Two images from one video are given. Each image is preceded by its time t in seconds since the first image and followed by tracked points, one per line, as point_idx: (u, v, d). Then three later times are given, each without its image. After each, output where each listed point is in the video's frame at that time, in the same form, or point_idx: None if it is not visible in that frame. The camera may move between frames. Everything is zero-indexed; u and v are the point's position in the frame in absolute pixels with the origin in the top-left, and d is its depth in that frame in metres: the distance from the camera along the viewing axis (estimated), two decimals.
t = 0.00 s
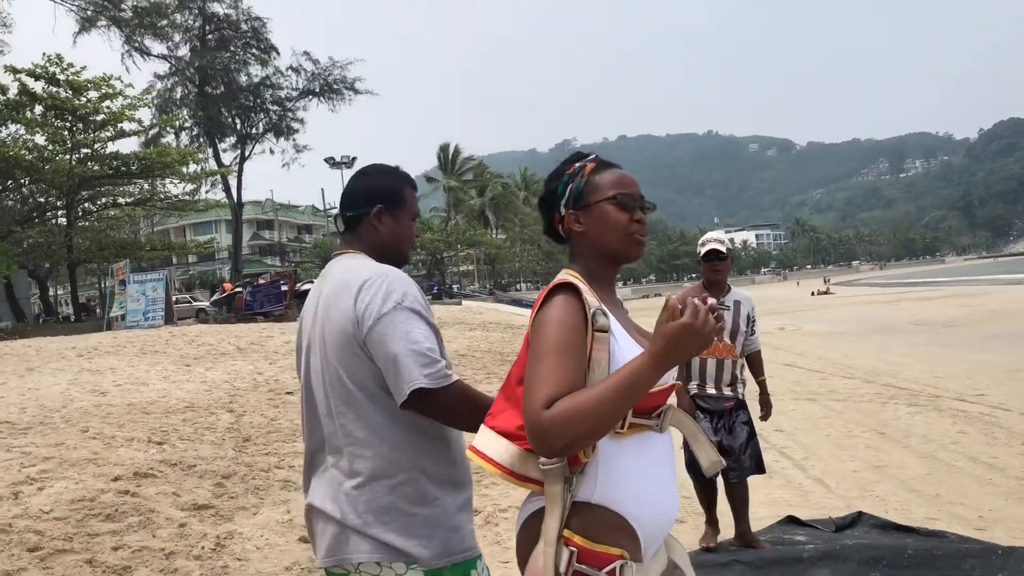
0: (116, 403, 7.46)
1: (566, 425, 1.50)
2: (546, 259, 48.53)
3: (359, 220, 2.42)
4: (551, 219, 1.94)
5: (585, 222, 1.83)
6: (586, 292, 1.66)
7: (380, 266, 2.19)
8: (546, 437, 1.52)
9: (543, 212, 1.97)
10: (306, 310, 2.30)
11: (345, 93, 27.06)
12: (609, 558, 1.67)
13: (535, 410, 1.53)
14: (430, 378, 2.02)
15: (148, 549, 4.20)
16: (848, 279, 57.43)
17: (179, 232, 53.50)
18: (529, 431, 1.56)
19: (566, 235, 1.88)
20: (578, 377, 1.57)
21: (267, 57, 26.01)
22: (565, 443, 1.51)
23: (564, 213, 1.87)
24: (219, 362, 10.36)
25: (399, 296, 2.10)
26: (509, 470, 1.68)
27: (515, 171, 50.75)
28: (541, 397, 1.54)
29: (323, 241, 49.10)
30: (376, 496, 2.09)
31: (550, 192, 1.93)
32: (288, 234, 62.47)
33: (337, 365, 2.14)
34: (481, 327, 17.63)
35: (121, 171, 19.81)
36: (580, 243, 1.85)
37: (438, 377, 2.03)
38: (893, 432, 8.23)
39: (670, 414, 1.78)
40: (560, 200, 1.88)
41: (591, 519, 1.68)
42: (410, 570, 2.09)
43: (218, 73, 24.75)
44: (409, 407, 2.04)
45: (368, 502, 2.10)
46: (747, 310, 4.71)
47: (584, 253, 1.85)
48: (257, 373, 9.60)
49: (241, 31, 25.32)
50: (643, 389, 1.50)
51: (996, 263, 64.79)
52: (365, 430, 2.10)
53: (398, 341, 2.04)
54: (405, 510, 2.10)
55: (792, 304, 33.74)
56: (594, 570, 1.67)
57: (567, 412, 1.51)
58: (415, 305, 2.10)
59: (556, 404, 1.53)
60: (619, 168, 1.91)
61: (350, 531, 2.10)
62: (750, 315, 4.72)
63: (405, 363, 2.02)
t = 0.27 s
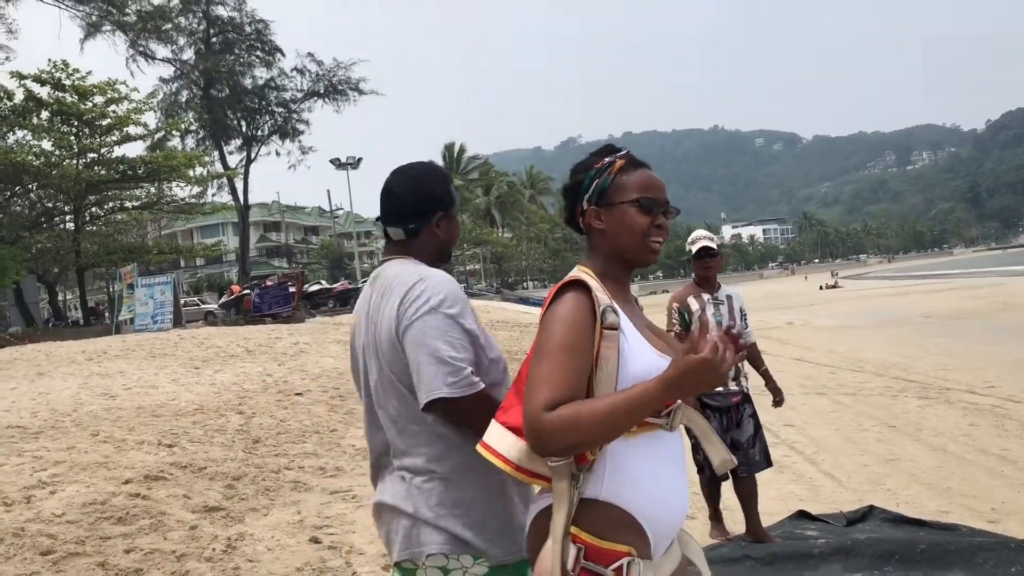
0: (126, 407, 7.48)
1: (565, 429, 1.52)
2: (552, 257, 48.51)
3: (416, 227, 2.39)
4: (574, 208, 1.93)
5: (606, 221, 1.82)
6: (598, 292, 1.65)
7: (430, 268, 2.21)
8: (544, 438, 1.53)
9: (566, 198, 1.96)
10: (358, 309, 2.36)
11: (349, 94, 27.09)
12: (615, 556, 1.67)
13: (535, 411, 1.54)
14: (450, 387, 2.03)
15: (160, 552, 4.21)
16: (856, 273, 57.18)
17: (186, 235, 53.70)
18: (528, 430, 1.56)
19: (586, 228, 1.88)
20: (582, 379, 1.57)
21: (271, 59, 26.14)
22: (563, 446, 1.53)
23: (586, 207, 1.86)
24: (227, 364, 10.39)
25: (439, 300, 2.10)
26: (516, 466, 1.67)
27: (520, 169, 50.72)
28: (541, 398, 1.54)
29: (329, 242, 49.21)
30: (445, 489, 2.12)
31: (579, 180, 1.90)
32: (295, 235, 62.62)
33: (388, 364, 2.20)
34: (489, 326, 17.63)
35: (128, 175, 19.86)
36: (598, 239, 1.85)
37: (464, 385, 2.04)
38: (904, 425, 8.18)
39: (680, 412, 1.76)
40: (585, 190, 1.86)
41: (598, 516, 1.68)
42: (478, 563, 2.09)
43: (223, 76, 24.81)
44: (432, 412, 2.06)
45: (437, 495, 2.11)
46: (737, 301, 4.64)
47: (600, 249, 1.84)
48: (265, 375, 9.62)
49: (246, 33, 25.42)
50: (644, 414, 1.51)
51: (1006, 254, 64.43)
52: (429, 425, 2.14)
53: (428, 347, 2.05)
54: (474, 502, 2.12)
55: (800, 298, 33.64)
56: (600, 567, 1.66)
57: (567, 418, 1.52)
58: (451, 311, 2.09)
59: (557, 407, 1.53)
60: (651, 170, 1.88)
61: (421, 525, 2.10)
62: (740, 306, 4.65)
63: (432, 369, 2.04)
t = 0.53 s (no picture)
0: (126, 409, 7.48)
1: (558, 422, 1.52)
2: (551, 254, 48.50)
3: (443, 222, 2.41)
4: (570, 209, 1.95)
5: (597, 220, 1.83)
6: (598, 288, 1.65)
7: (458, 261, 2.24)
8: (538, 431, 1.53)
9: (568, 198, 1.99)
10: (396, 306, 2.44)
11: (345, 92, 27.07)
12: (614, 551, 1.67)
13: (530, 403, 1.54)
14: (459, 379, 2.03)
15: (160, 553, 4.21)
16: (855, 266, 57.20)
17: (185, 236, 53.70)
18: (523, 421, 1.57)
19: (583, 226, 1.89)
20: (579, 371, 1.57)
21: (268, 58, 26.09)
22: (554, 439, 1.53)
23: (581, 207, 1.87)
24: (227, 364, 10.39)
25: (458, 292, 2.12)
26: (517, 459, 1.69)
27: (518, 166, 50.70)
28: (536, 391, 1.54)
29: (328, 242, 49.21)
30: (468, 486, 2.11)
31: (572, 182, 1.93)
32: (293, 235, 62.62)
33: (419, 361, 2.26)
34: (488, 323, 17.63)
35: (126, 176, 19.81)
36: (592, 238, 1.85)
37: (475, 376, 2.04)
38: (904, 418, 8.18)
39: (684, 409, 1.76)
40: (579, 190, 1.88)
41: (599, 510, 1.68)
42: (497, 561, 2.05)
43: (219, 76, 24.74)
44: (443, 402, 2.07)
45: (462, 490, 2.11)
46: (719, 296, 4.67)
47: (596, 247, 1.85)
48: (265, 375, 9.62)
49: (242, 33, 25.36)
50: (642, 414, 1.52)
51: (1005, 246, 64.44)
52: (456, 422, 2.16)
53: (439, 339, 2.07)
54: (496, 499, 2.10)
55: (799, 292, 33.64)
56: (598, 561, 1.66)
57: (561, 413, 1.51)
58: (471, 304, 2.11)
59: (554, 400, 1.53)
60: (645, 164, 1.87)
61: (445, 521, 2.10)
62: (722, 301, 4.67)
63: (444, 358, 2.05)
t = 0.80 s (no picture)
0: (96, 408, 7.37)
1: (529, 421, 1.51)
2: (528, 252, 48.56)
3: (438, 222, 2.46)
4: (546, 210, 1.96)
5: (570, 219, 1.84)
6: (571, 288, 1.65)
7: (440, 261, 2.27)
8: (508, 428, 1.53)
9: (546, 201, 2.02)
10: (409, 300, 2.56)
11: (321, 90, 26.93)
12: (584, 549, 1.67)
13: (501, 401, 1.53)
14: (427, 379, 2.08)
15: (129, 554, 4.16)
16: (829, 266, 57.87)
17: (158, 233, 53.05)
18: (492, 419, 1.56)
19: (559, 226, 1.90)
20: (551, 370, 1.57)
21: (243, 54, 25.96)
22: (525, 437, 1.52)
23: (556, 207, 1.88)
24: (200, 363, 10.29)
25: (428, 294, 2.15)
26: (491, 457, 1.71)
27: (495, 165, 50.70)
28: (507, 390, 1.53)
29: (303, 239, 48.89)
30: (440, 477, 2.19)
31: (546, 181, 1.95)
32: (268, 233, 62.11)
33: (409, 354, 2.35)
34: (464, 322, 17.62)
35: (98, 172, 19.49)
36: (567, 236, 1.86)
37: (437, 377, 2.07)
38: (876, 417, 8.30)
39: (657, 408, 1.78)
40: (552, 191, 1.90)
41: (570, 509, 1.69)
42: (463, 550, 2.11)
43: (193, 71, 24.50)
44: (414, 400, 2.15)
45: (433, 481, 2.20)
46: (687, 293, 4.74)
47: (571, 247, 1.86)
48: (239, 374, 9.54)
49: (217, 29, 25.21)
50: (611, 414, 1.51)
51: (974, 246, 65.60)
52: (434, 418, 2.22)
53: (407, 341, 2.14)
54: (465, 495, 2.14)
55: (773, 291, 34.02)
56: (568, 559, 1.67)
57: (532, 411, 1.51)
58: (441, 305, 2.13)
59: (525, 399, 1.53)
60: (616, 163, 1.89)
61: (420, 505, 2.22)
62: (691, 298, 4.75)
63: (412, 361, 2.12)
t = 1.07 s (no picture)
0: (37, 403, 7.21)
1: (477, 418, 1.57)
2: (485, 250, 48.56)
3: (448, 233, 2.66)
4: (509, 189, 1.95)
5: (551, 208, 1.89)
6: (522, 283, 1.69)
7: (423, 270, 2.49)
8: (456, 424, 1.59)
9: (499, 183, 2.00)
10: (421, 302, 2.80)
11: (275, 83, 26.54)
12: (530, 540, 1.73)
13: (449, 397, 1.60)
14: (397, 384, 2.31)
15: (68, 551, 4.10)
16: (779, 267, 59.12)
17: (104, 225, 51.70)
18: (441, 413, 1.62)
19: (524, 217, 1.93)
20: (498, 365, 1.63)
21: (196, 45, 25.49)
22: (475, 433, 1.59)
23: (528, 196, 1.90)
24: (146, 358, 10.10)
25: (396, 305, 2.38)
26: (442, 449, 1.77)
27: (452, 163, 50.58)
28: (455, 386, 1.60)
29: (256, 234, 48.15)
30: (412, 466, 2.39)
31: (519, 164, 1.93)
32: (219, 227, 60.99)
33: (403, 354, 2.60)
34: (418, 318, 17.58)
35: (43, 163, 18.85)
36: (538, 226, 1.91)
37: (400, 379, 2.31)
38: (821, 414, 8.55)
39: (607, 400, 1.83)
40: (525, 178, 1.90)
41: (518, 501, 1.74)
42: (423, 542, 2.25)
43: (144, 62, 23.96)
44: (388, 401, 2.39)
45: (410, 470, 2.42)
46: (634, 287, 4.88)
47: (541, 236, 1.91)
48: (187, 369, 9.39)
49: (168, 19, 24.70)
50: (558, 410, 1.58)
51: (918, 250, 67.62)
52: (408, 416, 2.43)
53: (382, 349, 2.39)
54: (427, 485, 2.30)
55: (725, 291, 34.61)
56: (516, 550, 1.72)
57: (481, 408, 1.57)
58: (404, 314, 2.34)
59: (472, 395, 1.59)
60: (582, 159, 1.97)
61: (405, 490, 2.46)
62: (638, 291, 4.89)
63: (384, 366, 2.37)
